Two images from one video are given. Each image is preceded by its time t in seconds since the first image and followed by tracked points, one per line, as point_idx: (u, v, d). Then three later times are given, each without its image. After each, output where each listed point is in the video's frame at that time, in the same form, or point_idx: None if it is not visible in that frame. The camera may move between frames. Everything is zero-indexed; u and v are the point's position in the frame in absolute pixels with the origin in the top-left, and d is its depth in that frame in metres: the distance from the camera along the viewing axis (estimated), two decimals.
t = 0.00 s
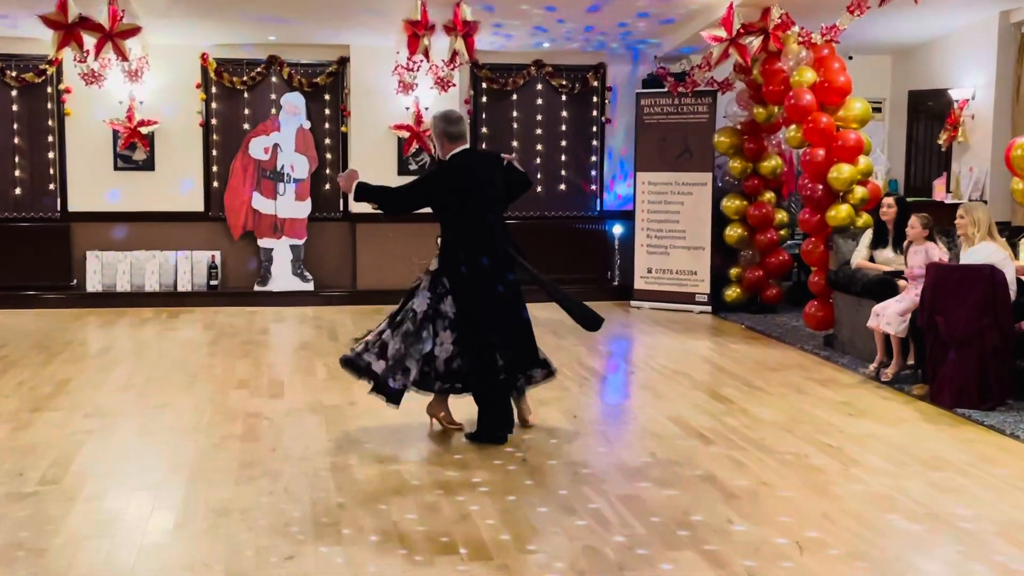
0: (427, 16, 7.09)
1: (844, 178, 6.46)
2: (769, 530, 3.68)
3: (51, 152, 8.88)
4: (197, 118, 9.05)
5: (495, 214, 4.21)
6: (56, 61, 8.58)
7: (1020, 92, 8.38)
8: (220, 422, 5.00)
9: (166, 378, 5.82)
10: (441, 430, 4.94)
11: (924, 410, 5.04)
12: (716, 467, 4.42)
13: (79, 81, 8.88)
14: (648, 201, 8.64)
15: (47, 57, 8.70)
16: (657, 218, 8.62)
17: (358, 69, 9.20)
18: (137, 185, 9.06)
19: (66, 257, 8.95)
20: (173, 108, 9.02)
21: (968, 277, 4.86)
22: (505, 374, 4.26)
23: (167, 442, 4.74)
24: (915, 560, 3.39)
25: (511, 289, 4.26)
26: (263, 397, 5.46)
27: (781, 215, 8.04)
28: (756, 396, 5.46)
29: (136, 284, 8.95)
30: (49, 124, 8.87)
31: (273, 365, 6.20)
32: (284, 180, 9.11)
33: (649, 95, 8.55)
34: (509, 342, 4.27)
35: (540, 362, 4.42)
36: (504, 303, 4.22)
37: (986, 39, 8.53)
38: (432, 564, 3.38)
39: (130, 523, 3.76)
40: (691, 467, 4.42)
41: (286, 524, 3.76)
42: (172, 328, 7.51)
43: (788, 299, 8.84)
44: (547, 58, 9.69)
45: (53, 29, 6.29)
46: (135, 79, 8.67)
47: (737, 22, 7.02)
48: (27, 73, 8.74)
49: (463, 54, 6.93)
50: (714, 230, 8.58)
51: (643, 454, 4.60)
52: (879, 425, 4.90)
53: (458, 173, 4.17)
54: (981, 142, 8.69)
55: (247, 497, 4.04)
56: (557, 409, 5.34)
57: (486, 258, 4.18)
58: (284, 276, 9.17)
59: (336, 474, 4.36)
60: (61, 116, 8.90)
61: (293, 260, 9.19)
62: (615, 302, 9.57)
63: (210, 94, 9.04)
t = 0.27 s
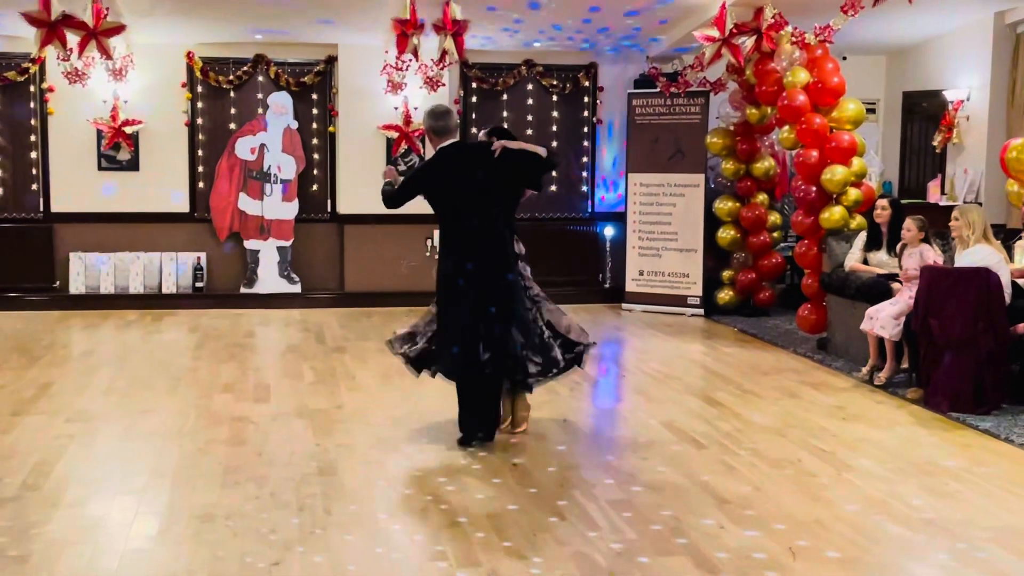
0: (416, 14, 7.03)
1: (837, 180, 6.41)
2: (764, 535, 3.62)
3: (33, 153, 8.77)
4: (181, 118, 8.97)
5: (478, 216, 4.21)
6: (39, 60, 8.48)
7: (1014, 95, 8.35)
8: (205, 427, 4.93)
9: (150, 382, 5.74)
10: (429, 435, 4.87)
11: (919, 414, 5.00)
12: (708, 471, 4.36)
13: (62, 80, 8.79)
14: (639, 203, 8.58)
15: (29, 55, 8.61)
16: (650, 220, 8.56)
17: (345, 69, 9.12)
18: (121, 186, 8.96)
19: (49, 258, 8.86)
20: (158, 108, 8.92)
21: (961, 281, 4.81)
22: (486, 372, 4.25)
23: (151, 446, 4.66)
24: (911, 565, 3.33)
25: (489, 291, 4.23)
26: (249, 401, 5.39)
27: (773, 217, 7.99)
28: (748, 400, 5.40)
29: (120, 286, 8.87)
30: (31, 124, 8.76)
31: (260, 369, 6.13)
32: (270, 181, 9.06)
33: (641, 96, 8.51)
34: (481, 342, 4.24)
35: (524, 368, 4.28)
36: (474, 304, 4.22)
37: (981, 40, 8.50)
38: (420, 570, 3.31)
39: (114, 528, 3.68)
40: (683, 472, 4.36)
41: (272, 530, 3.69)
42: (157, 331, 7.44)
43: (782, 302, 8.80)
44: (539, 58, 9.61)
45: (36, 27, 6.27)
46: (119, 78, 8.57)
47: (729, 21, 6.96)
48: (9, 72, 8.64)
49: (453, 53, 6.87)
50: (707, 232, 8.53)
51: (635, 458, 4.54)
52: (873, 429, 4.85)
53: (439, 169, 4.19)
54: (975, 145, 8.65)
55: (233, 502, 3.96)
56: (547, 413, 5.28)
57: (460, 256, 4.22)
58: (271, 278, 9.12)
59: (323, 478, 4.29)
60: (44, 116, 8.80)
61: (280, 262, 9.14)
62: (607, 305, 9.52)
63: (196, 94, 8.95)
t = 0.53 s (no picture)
0: (408, 16, 7.03)
1: (829, 182, 6.41)
2: (754, 537, 3.61)
3: (25, 153, 8.76)
4: (172, 119, 8.95)
5: (460, 217, 4.20)
6: (30, 60, 8.46)
7: (1004, 98, 8.35)
8: (196, 429, 4.91)
9: (141, 383, 5.73)
10: (421, 436, 4.86)
11: (911, 417, 5.00)
12: (700, 473, 4.36)
13: (53, 80, 8.76)
14: (632, 205, 8.57)
15: (20, 56, 8.58)
16: (642, 222, 8.55)
17: (338, 71, 9.10)
18: (113, 187, 8.94)
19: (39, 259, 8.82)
20: (149, 108, 8.91)
21: (953, 284, 4.81)
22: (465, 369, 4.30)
23: (140, 448, 4.64)
24: (903, 567, 3.33)
25: (465, 295, 4.24)
26: (240, 403, 5.37)
27: (765, 219, 7.99)
28: (740, 403, 5.39)
29: (111, 288, 8.84)
30: (22, 124, 8.74)
31: (251, 370, 6.11)
32: (262, 181, 9.04)
33: (634, 98, 8.50)
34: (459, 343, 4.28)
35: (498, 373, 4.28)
36: (449, 305, 4.25)
37: (974, 42, 8.50)
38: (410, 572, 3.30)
39: (103, 530, 3.66)
40: (674, 473, 4.35)
41: (263, 532, 3.67)
42: (148, 332, 7.42)
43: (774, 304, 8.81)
44: (531, 59, 9.62)
45: (26, 27, 6.25)
46: (110, 78, 8.55)
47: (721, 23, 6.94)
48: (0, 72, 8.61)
49: (445, 55, 6.86)
50: (699, 235, 8.53)
51: (626, 460, 4.53)
52: (865, 431, 4.85)
53: (430, 171, 4.16)
54: (967, 147, 8.66)
55: (224, 504, 3.95)
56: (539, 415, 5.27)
57: (441, 258, 4.24)
58: (263, 280, 9.11)
59: (314, 480, 4.27)
60: (35, 116, 8.77)
61: (271, 263, 9.12)
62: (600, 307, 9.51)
63: (187, 94, 8.94)
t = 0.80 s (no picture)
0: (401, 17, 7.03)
1: (820, 185, 6.43)
2: (745, 539, 3.62)
3: (16, 154, 8.74)
4: (164, 120, 8.92)
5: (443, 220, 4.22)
6: (21, 60, 8.44)
7: (995, 101, 8.38)
8: (186, 430, 4.90)
9: (132, 385, 5.71)
10: (412, 438, 4.86)
11: (901, 419, 5.01)
12: (690, 475, 4.36)
13: (44, 81, 8.73)
14: (623, 207, 8.58)
15: (11, 56, 8.56)
16: (634, 224, 8.56)
17: (331, 72, 9.10)
18: (103, 188, 8.92)
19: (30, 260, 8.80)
20: (140, 109, 8.89)
21: (943, 287, 4.83)
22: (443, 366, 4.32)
23: (130, 449, 4.63)
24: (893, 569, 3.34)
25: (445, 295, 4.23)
26: (231, 405, 5.36)
27: (757, 222, 8.00)
28: (731, 405, 5.40)
29: (102, 288, 8.82)
30: (13, 125, 8.72)
31: (242, 372, 6.11)
32: (253, 183, 9.04)
33: (626, 100, 8.50)
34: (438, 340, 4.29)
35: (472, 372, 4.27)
36: (432, 308, 4.25)
37: (964, 45, 8.52)
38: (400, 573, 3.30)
39: (93, 532, 3.65)
40: (665, 476, 4.35)
41: (254, 534, 3.66)
42: (140, 334, 7.40)
43: (766, 306, 8.83)
44: (523, 61, 9.62)
45: (17, 28, 6.24)
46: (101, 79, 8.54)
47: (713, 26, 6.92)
48: None
49: (437, 56, 6.86)
50: (690, 237, 8.54)
51: (616, 462, 4.53)
52: (855, 434, 4.86)
53: (423, 172, 4.22)
54: (958, 150, 8.68)
55: (215, 506, 3.94)
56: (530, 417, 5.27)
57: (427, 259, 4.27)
58: (254, 281, 9.10)
59: (304, 481, 4.27)
60: (25, 117, 8.75)
61: (263, 265, 9.12)
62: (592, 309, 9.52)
63: (178, 95, 8.93)
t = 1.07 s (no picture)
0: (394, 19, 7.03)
1: (812, 188, 6.44)
2: (735, 543, 3.61)
3: (7, 155, 8.72)
4: (155, 121, 8.92)
5: (420, 244, 4.48)
6: (12, 61, 8.42)
7: (987, 104, 8.40)
8: (177, 432, 4.90)
9: (123, 387, 5.70)
10: (403, 441, 4.85)
11: (892, 422, 5.02)
12: (680, 477, 4.37)
13: (35, 82, 8.71)
14: (616, 209, 8.59)
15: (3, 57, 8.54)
16: (627, 226, 8.56)
17: (324, 74, 9.10)
18: (95, 189, 8.91)
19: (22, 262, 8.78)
20: (132, 111, 8.88)
21: (934, 290, 4.84)
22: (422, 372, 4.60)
23: (120, 451, 4.62)
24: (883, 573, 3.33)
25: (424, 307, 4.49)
26: (222, 407, 5.36)
27: (749, 224, 7.99)
28: (722, 407, 5.41)
29: (94, 290, 8.80)
30: (5, 126, 8.70)
31: (234, 374, 6.10)
32: (245, 185, 9.01)
33: (619, 102, 8.52)
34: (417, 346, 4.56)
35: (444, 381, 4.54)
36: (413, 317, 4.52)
37: (956, 49, 8.55)
38: None
39: (83, 534, 3.64)
40: (656, 478, 4.36)
41: (245, 536, 3.66)
42: (132, 335, 7.38)
43: (758, 309, 8.85)
44: (515, 64, 9.66)
45: (8, 29, 6.24)
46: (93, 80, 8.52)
47: (705, 29, 6.97)
48: None
49: (429, 58, 6.87)
50: (683, 239, 8.55)
51: (607, 464, 4.53)
52: (846, 436, 4.86)
53: (413, 190, 4.45)
54: (950, 153, 8.70)
55: (206, 508, 3.93)
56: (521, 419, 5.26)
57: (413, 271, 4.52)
58: (247, 283, 9.09)
59: (294, 484, 4.26)
60: (17, 118, 8.73)
61: (255, 267, 9.10)
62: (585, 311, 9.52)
63: (170, 97, 8.92)
